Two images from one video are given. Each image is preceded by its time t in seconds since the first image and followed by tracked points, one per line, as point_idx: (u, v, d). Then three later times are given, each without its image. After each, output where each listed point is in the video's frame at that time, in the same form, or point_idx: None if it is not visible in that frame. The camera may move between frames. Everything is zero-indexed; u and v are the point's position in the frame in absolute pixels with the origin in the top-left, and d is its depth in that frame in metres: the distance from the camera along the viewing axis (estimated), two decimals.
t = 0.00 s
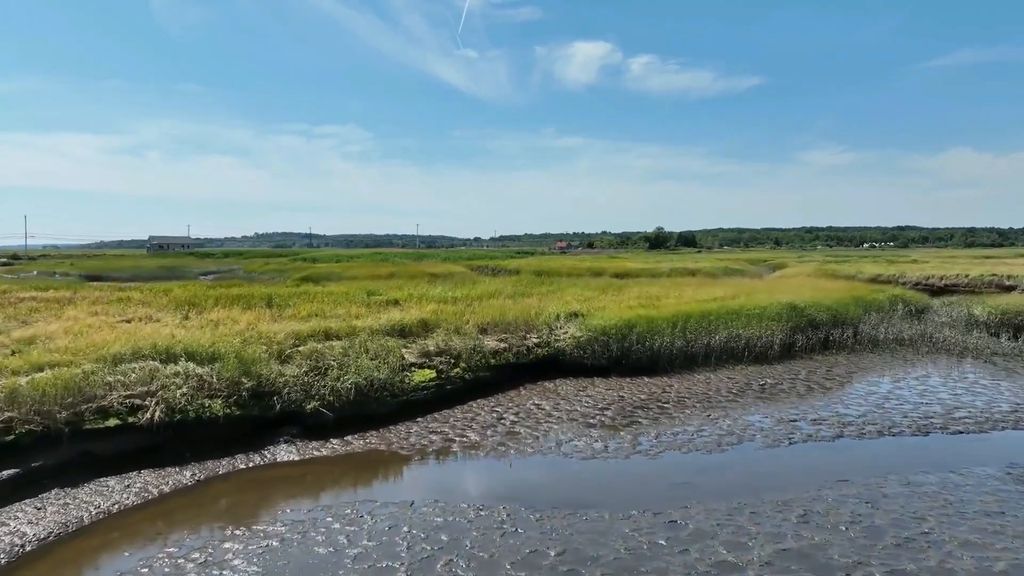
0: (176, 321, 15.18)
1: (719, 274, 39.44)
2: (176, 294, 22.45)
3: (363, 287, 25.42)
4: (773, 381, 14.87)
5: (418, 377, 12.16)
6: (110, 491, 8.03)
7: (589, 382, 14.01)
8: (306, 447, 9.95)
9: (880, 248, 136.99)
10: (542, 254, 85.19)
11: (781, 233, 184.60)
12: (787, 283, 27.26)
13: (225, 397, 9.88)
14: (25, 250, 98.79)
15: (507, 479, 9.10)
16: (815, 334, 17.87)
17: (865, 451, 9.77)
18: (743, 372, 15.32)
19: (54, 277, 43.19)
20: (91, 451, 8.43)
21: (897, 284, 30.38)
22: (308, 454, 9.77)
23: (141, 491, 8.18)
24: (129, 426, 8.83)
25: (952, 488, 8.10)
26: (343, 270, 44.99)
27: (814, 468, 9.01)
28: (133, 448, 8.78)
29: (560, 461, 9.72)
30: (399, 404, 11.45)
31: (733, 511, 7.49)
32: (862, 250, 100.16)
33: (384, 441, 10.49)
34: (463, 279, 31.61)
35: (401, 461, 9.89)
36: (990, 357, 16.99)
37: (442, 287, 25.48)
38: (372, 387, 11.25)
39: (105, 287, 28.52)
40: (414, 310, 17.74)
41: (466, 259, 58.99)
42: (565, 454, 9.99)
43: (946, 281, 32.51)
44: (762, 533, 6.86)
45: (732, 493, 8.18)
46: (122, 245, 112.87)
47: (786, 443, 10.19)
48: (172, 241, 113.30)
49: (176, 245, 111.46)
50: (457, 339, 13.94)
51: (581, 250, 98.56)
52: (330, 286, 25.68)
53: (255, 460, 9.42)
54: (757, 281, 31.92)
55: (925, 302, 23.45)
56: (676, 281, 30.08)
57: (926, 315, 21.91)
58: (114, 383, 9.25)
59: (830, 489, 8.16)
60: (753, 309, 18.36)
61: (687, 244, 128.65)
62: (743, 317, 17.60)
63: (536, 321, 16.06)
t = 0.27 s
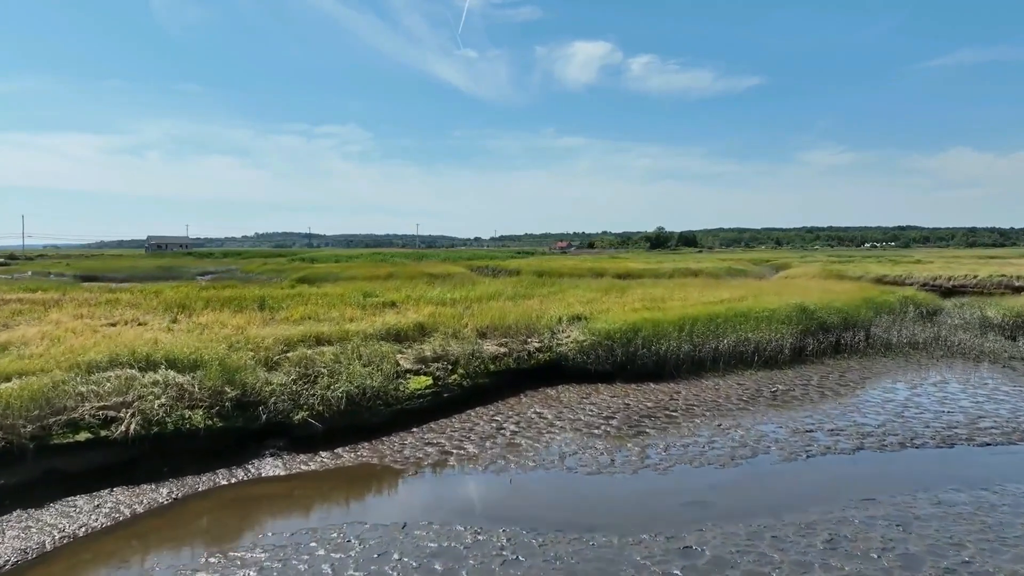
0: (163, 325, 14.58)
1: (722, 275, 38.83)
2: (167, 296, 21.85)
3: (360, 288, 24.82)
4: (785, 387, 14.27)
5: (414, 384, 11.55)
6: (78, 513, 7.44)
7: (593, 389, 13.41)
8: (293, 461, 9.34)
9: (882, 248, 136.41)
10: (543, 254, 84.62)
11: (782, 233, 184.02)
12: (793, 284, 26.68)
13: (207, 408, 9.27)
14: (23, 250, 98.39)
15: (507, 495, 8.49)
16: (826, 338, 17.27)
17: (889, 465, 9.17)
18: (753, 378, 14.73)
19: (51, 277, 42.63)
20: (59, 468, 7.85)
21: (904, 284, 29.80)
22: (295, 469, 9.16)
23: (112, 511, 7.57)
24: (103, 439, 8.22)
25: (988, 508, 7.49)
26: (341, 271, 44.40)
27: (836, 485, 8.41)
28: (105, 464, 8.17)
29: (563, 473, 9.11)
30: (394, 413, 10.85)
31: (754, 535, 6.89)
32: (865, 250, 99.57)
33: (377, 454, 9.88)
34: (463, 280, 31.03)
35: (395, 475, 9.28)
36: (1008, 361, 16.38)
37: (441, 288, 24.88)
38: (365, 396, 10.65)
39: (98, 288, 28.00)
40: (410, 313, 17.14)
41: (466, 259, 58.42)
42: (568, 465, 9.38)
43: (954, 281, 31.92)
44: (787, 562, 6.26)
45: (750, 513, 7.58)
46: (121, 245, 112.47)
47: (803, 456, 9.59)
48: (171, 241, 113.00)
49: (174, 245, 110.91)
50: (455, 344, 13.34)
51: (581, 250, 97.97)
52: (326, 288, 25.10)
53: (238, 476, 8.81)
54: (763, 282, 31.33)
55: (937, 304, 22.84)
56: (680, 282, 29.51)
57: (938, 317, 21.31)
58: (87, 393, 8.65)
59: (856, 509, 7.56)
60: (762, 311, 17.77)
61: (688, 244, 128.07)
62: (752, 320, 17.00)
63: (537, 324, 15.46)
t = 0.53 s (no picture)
0: (149, 329, 14.00)
1: (726, 275, 38.22)
2: (159, 298, 21.28)
3: (357, 290, 24.25)
4: (797, 393, 13.67)
5: (409, 392, 10.96)
6: (40, 537, 6.86)
7: (597, 396, 12.82)
8: (279, 476, 8.74)
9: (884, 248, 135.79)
10: (543, 254, 84.02)
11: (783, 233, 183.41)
12: (800, 284, 26.08)
13: (186, 419, 8.68)
14: (22, 251, 97.97)
15: (507, 513, 7.89)
16: (837, 341, 16.67)
17: (916, 480, 8.56)
18: (763, 384, 14.13)
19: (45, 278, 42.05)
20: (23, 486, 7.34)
21: (913, 285, 29.19)
22: (280, 485, 8.57)
23: (79, 534, 6.99)
24: (71, 455, 7.64)
25: None
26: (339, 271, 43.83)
27: (861, 504, 7.81)
28: (72, 482, 7.58)
29: (567, 489, 8.51)
30: (387, 423, 10.25)
31: (777, 562, 6.29)
32: (867, 250, 99.06)
33: (368, 467, 9.27)
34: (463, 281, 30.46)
35: (387, 491, 8.67)
36: None
37: (440, 289, 24.29)
38: (356, 405, 10.05)
39: (90, 289, 27.42)
40: (407, 315, 16.56)
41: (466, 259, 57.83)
42: (573, 480, 8.78)
43: (963, 282, 31.32)
44: None
45: (771, 536, 6.98)
46: (120, 245, 111.95)
47: (823, 470, 8.99)
48: (171, 241, 112.74)
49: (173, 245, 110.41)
50: (452, 348, 12.75)
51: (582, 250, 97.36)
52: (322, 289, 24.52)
53: (218, 492, 8.22)
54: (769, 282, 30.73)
55: (949, 305, 22.22)
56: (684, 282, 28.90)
57: (952, 319, 20.69)
58: (56, 405, 8.07)
59: (886, 532, 6.95)
60: (771, 314, 17.18)
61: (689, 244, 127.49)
62: (761, 323, 16.40)
63: (539, 327, 14.87)
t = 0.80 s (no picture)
0: (133, 334, 13.41)
1: (729, 276, 37.64)
2: (150, 299, 20.71)
3: (354, 291, 23.68)
4: (812, 400, 13.08)
5: (405, 400, 10.39)
6: None
7: (602, 404, 12.24)
8: (264, 494, 8.16)
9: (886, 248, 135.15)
10: (543, 254, 83.53)
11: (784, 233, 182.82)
12: (807, 285, 25.50)
13: (165, 432, 8.10)
14: (20, 251, 97.70)
15: (509, 534, 7.30)
16: (850, 344, 16.09)
17: (948, 498, 7.97)
18: (775, 390, 13.54)
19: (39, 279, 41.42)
20: None
21: (921, 286, 28.62)
22: (265, 503, 7.98)
23: (42, 561, 6.41)
24: (37, 473, 7.07)
25: None
26: (337, 272, 43.27)
27: (891, 526, 7.22)
28: (38, 502, 7.01)
29: (574, 506, 7.91)
30: (381, 434, 9.68)
31: None
32: (870, 250, 98.50)
33: (361, 483, 8.67)
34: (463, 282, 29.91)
35: (380, 508, 8.09)
36: None
37: (438, 290, 23.70)
38: (348, 416, 9.47)
39: (81, 290, 26.82)
40: (405, 318, 15.96)
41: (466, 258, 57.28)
42: (580, 497, 8.19)
43: (972, 283, 30.75)
44: None
45: (797, 563, 6.40)
46: (119, 245, 111.84)
47: (847, 487, 8.40)
48: (170, 241, 112.46)
49: (172, 245, 109.94)
50: (451, 354, 12.16)
51: (583, 250, 96.78)
52: (318, 290, 23.91)
53: (198, 512, 7.64)
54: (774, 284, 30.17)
55: (961, 307, 21.64)
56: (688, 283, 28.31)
57: (965, 322, 20.10)
58: (22, 419, 7.48)
59: (923, 559, 6.37)
60: (781, 316, 16.60)
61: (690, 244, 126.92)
62: (771, 326, 15.82)
63: (541, 331, 14.28)
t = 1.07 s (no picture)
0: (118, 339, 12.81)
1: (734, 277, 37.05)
2: (140, 301, 20.10)
3: (351, 292, 23.09)
4: (828, 408, 12.49)
5: (402, 410, 9.81)
6: None
7: (609, 412, 11.66)
8: (249, 514, 7.58)
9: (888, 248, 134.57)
10: (544, 254, 82.97)
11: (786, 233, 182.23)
12: (816, 286, 24.92)
13: (143, 448, 7.52)
14: (18, 250, 97.43)
15: (514, 559, 6.71)
16: (864, 348, 15.51)
17: (987, 519, 7.39)
18: (790, 398, 12.96)
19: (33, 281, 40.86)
20: None
21: (930, 286, 28.03)
22: (251, 524, 7.40)
23: None
24: None
25: None
26: (335, 272, 42.69)
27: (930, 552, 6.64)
28: None
29: (583, 528, 7.33)
30: (376, 447, 9.09)
31: None
32: (872, 250, 97.93)
33: (354, 501, 8.08)
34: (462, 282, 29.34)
35: (375, 528, 7.51)
36: None
37: (437, 292, 23.10)
38: (341, 428, 8.89)
39: (72, 292, 26.20)
40: (403, 322, 15.37)
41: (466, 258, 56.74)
42: (590, 517, 7.60)
43: (982, 284, 30.17)
44: None
45: None
46: (117, 245, 111.29)
47: (876, 505, 7.82)
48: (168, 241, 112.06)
49: (170, 245, 109.38)
50: (451, 360, 11.58)
51: (583, 250, 96.22)
52: (313, 292, 23.32)
53: (178, 535, 7.06)
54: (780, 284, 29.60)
55: (975, 308, 21.08)
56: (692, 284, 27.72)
57: (980, 324, 19.54)
58: None
59: None
60: (793, 319, 16.02)
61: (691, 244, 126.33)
62: (783, 329, 15.24)
63: (545, 335, 13.70)
